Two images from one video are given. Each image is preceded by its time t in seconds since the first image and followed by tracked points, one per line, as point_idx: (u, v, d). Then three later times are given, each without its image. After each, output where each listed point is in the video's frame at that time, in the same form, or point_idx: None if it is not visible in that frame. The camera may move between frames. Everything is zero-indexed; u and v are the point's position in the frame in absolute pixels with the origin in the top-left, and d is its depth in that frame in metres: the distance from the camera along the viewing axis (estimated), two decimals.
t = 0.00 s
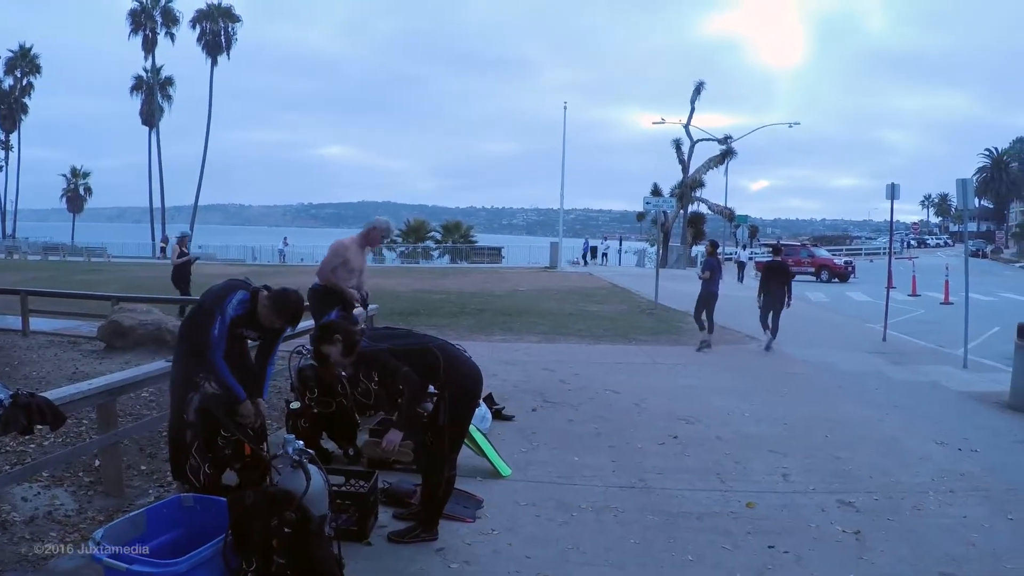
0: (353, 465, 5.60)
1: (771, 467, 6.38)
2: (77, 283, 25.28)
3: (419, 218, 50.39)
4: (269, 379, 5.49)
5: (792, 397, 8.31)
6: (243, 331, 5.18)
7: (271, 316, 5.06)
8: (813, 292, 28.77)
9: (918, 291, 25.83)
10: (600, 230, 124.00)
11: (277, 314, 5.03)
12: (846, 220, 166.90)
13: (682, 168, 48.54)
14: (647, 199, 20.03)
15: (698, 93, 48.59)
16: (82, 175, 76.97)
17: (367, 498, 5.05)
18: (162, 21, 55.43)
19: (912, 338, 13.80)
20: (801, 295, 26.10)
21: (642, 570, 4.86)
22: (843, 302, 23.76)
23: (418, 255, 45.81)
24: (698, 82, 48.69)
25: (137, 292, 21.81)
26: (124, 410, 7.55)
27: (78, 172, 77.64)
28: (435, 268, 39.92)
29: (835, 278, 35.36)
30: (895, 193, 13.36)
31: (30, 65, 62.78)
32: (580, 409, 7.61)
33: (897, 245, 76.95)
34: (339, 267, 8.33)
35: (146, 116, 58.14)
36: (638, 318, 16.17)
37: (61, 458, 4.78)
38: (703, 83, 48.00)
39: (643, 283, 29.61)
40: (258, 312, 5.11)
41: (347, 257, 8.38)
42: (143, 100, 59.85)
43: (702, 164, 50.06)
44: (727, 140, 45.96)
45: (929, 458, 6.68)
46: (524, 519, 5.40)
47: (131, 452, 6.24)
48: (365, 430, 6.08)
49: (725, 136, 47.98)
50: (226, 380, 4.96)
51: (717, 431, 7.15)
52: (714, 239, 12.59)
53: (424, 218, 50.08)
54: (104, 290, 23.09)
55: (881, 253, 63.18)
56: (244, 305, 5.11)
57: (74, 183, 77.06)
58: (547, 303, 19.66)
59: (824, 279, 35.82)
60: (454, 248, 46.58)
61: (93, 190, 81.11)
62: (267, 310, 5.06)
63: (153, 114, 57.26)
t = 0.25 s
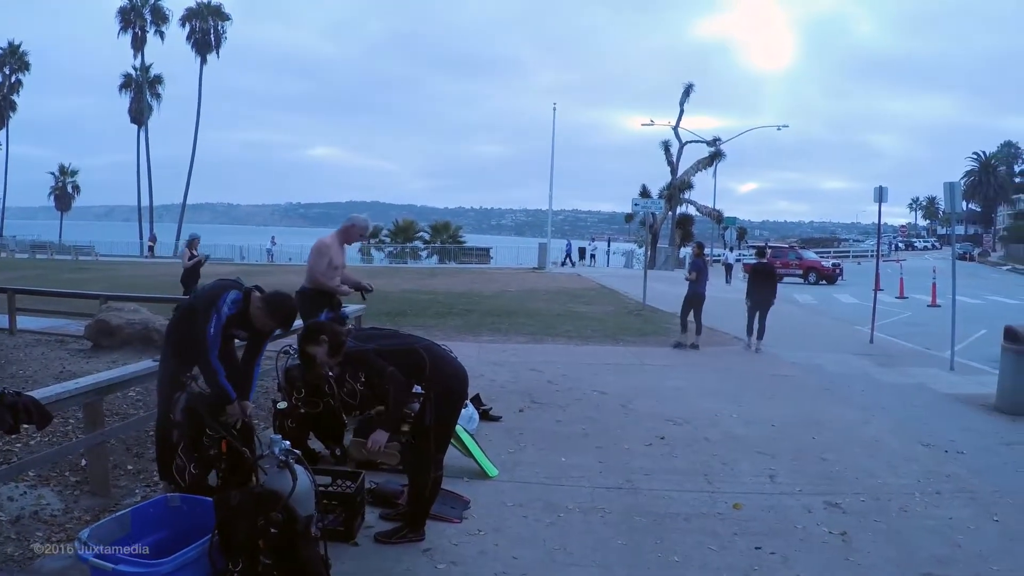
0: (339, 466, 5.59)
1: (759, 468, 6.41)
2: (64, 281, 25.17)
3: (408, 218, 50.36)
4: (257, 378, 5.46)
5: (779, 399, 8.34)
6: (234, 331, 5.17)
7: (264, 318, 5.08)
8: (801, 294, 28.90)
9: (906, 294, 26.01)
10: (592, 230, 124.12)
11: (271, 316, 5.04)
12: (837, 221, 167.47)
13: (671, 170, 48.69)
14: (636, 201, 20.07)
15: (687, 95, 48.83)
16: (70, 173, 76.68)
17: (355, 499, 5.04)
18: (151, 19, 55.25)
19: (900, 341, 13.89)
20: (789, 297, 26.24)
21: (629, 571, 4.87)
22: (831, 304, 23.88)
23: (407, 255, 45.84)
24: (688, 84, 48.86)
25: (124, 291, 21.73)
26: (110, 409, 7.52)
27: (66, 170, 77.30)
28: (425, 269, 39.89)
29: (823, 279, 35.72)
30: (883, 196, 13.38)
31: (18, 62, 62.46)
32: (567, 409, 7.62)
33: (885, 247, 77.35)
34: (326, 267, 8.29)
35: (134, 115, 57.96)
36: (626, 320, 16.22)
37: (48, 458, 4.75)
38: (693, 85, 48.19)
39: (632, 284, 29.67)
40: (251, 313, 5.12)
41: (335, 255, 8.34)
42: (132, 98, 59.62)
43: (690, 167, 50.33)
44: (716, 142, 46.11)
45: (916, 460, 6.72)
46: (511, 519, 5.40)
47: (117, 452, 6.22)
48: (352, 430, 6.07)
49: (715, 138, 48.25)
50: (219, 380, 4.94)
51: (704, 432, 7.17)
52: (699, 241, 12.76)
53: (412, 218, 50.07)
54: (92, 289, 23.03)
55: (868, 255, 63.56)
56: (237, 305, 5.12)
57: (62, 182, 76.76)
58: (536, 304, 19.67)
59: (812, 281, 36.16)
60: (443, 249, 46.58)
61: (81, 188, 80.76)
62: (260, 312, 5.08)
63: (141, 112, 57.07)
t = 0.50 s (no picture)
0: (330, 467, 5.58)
1: (750, 467, 6.42)
2: (54, 282, 25.14)
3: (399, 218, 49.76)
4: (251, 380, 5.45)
5: (770, 398, 8.37)
6: (226, 333, 5.12)
7: (253, 322, 4.99)
8: (792, 293, 29.01)
9: (896, 293, 26.14)
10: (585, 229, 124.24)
11: (258, 321, 4.95)
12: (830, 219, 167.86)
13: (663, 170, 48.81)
14: (627, 201, 20.09)
15: (678, 96, 48.97)
16: (61, 173, 76.53)
17: (345, 499, 5.03)
18: (142, 20, 55.14)
19: (891, 340, 13.95)
20: (779, 297, 26.33)
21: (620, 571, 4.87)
22: (821, 304, 23.96)
23: (398, 256, 45.87)
24: (679, 84, 48.97)
25: (114, 292, 21.70)
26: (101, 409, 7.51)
27: (57, 170, 77.10)
28: (417, 269, 39.91)
29: (815, 279, 35.92)
30: (873, 196, 13.39)
31: (9, 62, 62.25)
32: (559, 409, 7.63)
33: (876, 247, 77.67)
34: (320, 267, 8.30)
35: (124, 115, 57.77)
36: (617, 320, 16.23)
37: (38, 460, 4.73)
38: (684, 85, 48.32)
39: (623, 284, 29.71)
40: (242, 317, 5.04)
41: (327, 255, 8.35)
42: (123, 99, 59.46)
43: (681, 167, 50.48)
44: (707, 142, 46.20)
45: (907, 458, 6.74)
46: (502, 519, 5.40)
47: (108, 453, 6.22)
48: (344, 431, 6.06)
49: (705, 139, 48.42)
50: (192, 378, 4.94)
51: (695, 432, 7.18)
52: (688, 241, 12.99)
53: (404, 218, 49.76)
54: (82, 290, 22.99)
55: (859, 254, 63.83)
56: (228, 308, 5.03)
57: (53, 182, 76.60)
58: (527, 304, 19.67)
59: (804, 281, 36.36)
60: (435, 249, 46.61)
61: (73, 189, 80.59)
62: (249, 317, 4.98)
63: (133, 113, 56.98)
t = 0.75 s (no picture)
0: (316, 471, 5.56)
1: (737, 469, 6.44)
2: (39, 287, 24.99)
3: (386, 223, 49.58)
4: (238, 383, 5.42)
5: (757, 400, 8.40)
6: (207, 337, 5.07)
7: (233, 324, 4.92)
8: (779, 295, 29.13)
9: (881, 296, 26.28)
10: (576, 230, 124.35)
11: (238, 322, 4.89)
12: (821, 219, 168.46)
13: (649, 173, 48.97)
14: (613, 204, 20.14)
15: (665, 99, 49.12)
16: (47, 176, 76.19)
17: (332, 504, 5.02)
18: (129, 22, 54.95)
19: (877, 342, 14.02)
20: (766, 299, 26.42)
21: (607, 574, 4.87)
22: (808, 305, 24.05)
23: (384, 259, 45.90)
24: (665, 86, 49.15)
25: (98, 296, 21.59)
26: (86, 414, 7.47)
27: (42, 174, 76.71)
28: (405, 272, 39.87)
29: (801, 280, 36.26)
30: (859, 199, 13.42)
31: None
32: (546, 412, 7.64)
33: (862, 248, 78.12)
34: (313, 267, 8.26)
35: (110, 118, 57.55)
36: (604, 322, 16.24)
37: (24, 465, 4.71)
38: (670, 88, 48.54)
39: (610, 287, 29.75)
40: (220, 319, 4.99)
41: (320, 255, 8.33)
42: (109, 103, 59.18)
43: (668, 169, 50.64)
44: (694, 144, 46.37)
45: (894, 459, 6.78)
46: (489, 523, 5.39)
47: (94, 458, 6.20)
48: (331, 434, 6.03)
49: (692, 141, 48.57)
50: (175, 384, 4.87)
51: (682, 434, 7.20)
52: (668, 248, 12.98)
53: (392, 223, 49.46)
54: (67, 295, 22.88)
55: (846, 256, 64.31)
56: (205, 312, 4.99)
57: (39, 186, 76.23)
58: (514, 307, 19.66)
59: (790, 282, 36.70)
60: (421, 252, 46.64)
61: (58, 191, 80.11)
62: (228, 318, 4.93)
63: (119, 116, 56.78)
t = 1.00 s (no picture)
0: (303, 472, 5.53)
1: (723, 468, 6.46)
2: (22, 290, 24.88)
3: (372, 223, 50.28)
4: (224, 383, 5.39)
5: (744, 398, 8.43)
6: (188, 337, 5.02)
7: (210, 323, 4.87)
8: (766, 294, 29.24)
9: (865, 294, 26.45)
10: (567, 230, 124.48)
11: (215, 321, 4.84)
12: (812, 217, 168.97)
13: (635, 173, 49.12)
14: (599, 204, 20.18)
15: (651, 99, 49.27)
16: (32, 179, 75.87)
17: (318, 505, 5.01)
18: (114, 24, 54.77)
19: (863, 340, 14.10)
20: (751, 298, 26.52)
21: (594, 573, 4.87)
22: (793, 304, 24.16)
23: (371, 260, 45.93)
24: (652, 86, 49.29)
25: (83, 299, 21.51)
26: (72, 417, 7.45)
27: (28, 176, 76.36)
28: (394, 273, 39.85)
29: (788, 279, 36.45)
30: (845, 197, 13.44)
31: None
32: (534, 412, 7.66)
33: (850, 247, 78.51)
34: (303, 266, 8.26)
35: (95, 120, 57.27)
36: (592, 322, 16.25)
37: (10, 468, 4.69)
38: (656, 88, 48.71)
39: (597, 287, 29.79)
40: (198, 319, 4.94)
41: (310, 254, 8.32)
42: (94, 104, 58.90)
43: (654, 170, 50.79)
44: (680, 144, 46.51)
45: (880, 457, 6.81)
46: (476, 523, 5.40)
47: (80, 462, 6.19)
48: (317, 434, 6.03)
49: (678, 141, 48.74)
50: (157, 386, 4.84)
51: (669, 433, 7.23)
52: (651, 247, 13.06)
53: (377, 223, 50.04)
54: (51, 298, 22.77)
55: (832, 255, 64.65)
56: (183, 312, 4.93)
57: (25, 188, 75.90)
58: (500, 307, 19.64)
59: (777, 281, 36.91)
60: (408, 253, 46.76)
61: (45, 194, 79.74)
62: (204, 318, 4.87)
63: (105, 118, 56.58)
